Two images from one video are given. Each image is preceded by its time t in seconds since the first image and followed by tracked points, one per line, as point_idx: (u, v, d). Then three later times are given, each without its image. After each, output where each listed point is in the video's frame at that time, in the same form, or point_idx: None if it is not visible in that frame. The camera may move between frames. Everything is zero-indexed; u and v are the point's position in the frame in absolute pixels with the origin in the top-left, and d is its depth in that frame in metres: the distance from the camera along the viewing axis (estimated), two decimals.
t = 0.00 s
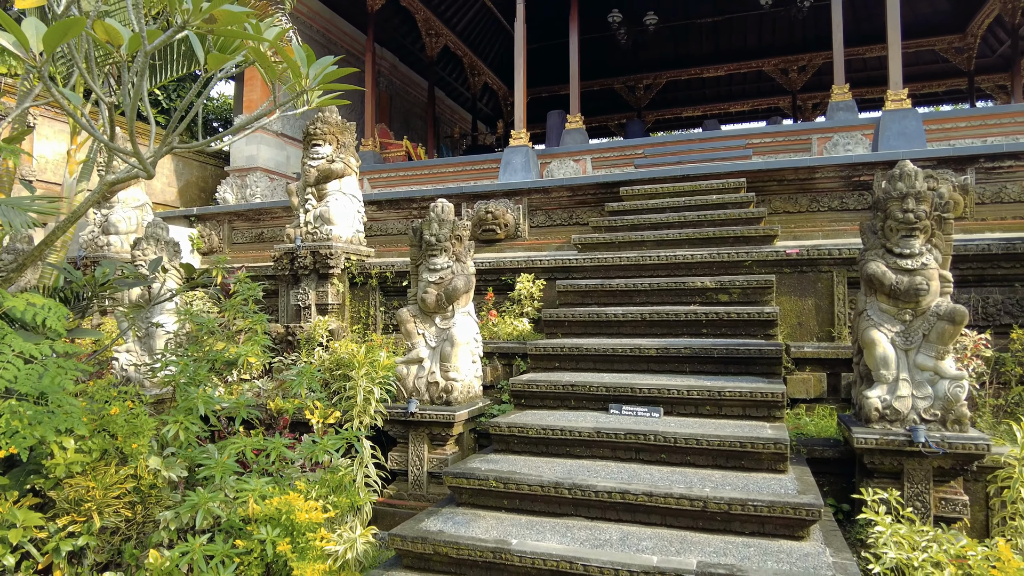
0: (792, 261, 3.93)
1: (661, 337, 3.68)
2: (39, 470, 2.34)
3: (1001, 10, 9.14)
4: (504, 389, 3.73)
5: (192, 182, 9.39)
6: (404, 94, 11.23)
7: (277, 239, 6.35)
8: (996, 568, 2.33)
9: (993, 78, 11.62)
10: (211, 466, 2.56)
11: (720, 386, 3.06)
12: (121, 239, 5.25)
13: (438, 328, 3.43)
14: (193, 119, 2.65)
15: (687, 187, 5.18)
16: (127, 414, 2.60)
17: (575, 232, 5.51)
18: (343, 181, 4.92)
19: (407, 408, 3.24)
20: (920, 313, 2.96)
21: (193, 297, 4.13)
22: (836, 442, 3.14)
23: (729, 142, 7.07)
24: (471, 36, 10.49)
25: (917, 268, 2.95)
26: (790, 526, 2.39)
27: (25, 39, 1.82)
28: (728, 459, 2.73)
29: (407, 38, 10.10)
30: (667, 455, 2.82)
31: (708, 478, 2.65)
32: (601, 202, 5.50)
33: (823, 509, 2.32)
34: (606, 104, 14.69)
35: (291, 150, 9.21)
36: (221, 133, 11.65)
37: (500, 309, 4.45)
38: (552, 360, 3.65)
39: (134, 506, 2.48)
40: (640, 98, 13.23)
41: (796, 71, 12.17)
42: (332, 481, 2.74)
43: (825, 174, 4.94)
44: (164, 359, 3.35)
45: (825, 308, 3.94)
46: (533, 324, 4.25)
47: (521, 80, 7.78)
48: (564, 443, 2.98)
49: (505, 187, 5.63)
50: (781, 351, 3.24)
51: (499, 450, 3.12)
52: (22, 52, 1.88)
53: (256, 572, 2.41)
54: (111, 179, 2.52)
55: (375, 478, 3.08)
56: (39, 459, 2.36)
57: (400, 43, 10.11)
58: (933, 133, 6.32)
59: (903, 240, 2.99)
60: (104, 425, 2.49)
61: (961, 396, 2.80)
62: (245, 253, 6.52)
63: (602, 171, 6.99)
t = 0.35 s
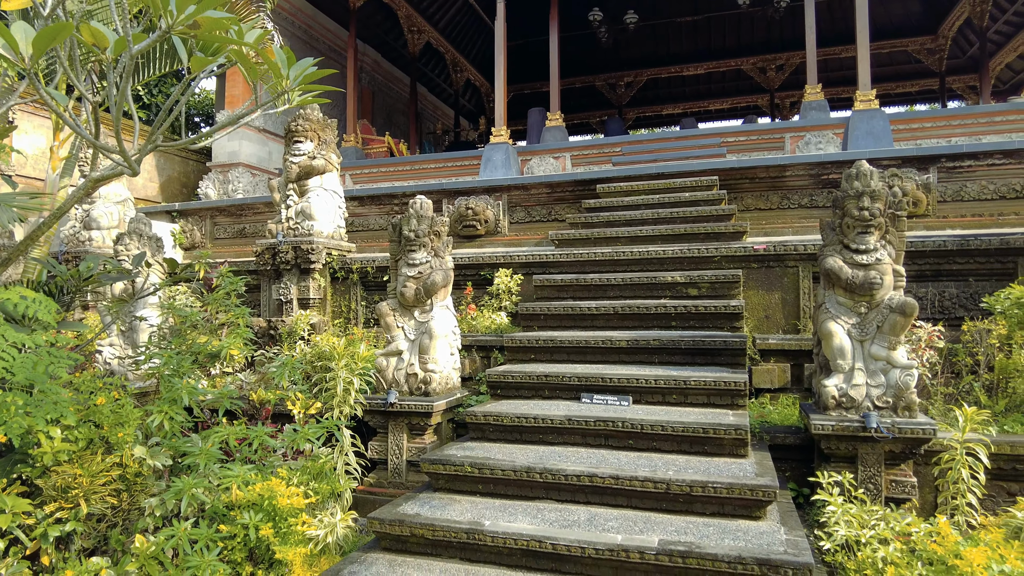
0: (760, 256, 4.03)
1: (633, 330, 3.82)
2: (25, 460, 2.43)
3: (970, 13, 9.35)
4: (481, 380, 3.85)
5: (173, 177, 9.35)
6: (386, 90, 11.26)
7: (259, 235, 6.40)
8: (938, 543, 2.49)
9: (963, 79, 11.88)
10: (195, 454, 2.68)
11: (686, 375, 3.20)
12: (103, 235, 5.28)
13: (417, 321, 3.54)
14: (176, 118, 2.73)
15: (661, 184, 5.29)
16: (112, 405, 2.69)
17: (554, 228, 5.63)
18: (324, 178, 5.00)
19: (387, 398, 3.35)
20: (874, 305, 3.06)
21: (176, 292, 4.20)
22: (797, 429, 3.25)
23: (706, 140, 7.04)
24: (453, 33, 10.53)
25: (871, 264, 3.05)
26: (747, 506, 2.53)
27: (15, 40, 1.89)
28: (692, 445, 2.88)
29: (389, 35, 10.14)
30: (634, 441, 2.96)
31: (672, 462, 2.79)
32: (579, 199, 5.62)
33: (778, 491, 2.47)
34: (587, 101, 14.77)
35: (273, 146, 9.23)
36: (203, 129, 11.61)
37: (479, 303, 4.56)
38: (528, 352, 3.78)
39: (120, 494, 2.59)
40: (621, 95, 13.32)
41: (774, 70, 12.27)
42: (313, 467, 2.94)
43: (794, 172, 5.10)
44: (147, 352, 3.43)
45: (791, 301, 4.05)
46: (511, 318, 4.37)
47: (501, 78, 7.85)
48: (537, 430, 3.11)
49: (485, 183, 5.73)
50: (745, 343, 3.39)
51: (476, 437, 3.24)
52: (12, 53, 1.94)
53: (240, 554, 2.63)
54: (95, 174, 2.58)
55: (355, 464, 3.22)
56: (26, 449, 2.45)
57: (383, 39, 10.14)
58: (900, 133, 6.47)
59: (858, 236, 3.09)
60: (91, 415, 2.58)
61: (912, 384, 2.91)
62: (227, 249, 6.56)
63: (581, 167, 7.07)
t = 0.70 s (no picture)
0: (737, 251, 4.14)
1: (613, 323, 3.93)
2: (20, 451, 2.51)
3: (950, 11, 9.46)
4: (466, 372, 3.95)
5: (160, 170, 9.32)
6: (373, 84, 11.25)
7: (246, 229, 6.43)
8: (897, 526, 2.64)
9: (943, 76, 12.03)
10: (186, 443, 2.79)
11: (663, 367, 3.31)
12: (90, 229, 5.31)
13: (402, 315, 3.62)
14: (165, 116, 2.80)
15: (643, 180, 5.35)
16: (104, 396, 2.78)
17: (538, 223, 5.72)
18: (311, 172, 5.05)
19: (373, 390, 3.44)
20: (844, 300, 3.15)
21: (164, 286, 4.26)
22: (770, 418, 3.36)
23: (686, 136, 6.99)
24: (440, 27, 10.51)
25: (840, 259, 3.15)
26: (719, 491, 2.65)
27: (7, 43, 1.97)
28: (667, 433, 2.99)
29: (376, 28, 10.13)
30: (612, 430, 3.07)
31: (647, 450, 2.91)
32: (563, 194, 5.69)
33: (747, 477, 2.60)
34: (573, 95, 14.77)
35: (260, 139, 9.22)
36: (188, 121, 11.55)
37: (465, 297, 4.65)
38: (511, 345, 3.88)
39: (112, 483, 2.69)
40: (607, 90, 13.36)
41: (758, 66, 12.51)
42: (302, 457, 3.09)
43: (774, 169, 5.21)
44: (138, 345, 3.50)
45: (768, 295, 4.16)
46: (495, 312, 4.45)
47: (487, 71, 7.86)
48: (519, 420, 3.21)
49: (471, 178, 5.80)
50: (720, 335, 3.51)
51: (459, 427, 3.34)
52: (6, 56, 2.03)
53: (230, 541, 2.77)
54: (86, 171, 2.63)
55: (342, 454, 3.35)
56: (19, 441, 2.52)
57: (370, 33, 10.13)
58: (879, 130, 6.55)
59: (828, 233, 3.18)
60: (84, 406, 2.67)
61: (877, 375, 3.01)
62: (214, 242, 6.58)
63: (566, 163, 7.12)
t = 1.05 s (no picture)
0: (714, 249, 4.26)
1: (592, 318, 4.05)
2: (14, 442, 2.60)
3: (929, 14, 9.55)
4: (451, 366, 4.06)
5: (147, 168, 9.33)
6: (362, 82, 11.30)
7: (234, 226, 6.48)
8: (857, 510, 2.76)
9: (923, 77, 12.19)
10: (176, 434, 2.90)
11: (638, 360, 3.44)
12: (78, 226, 5.35)
13: (388, 310, 3.73)
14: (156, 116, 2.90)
15: (625, 179, 5.40)
16: (95, 388, 2.88)
17: (523, 221, 5.81)
18: (298, 170, 5.15)
19: (359, 383, 3.55)
20: (811, 295, 3.25)
21: (153, 282, 4.34)
22: (743, 409, 3.48)
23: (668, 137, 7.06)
24: (428, 25, 10.56)
25: (808, 256, 3.24)
26: (688, 478, 2.78)
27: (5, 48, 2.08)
28: (641, 423, 3.12)
29: (365, 26, 10.17)
30: (589, 420, 3.19)
31: (622, 439, 3.03)
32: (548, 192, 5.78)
33: (715, 464, 2.73)
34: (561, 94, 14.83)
35: (248, 137, 9.25)
36: (176, 117, 11.54)
37: (450, 293, 4.76)
38: (494, 339, 3.99)
39: (103, 473, 2.79)
40: (594, 89, 13.45)
41: (743, 66, 12.58)
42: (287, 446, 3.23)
43: (752, 168, 5.35)
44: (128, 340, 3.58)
45: (743, 292, 4.27)
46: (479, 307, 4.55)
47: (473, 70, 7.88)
48: (500, 412, 3.33)
49: (457, 176, 5.88)
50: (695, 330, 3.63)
51: (443, 419, 3.45)
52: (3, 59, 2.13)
53: (219, 528, 2.95)
54: (77, 170, 2.72)
55: (328, 445, 3.44)
56: (12, 433, 2.60)
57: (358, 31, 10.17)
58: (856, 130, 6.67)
59: (796, 231, 3.29)
60: (76, 398, 2.77)
61: (843, 367, 3.12)
62: (202, 239, 6.63)
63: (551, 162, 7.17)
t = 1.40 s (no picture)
0: (690, 248, 4.38)
1: (571, 316, 4.15)
2: (3, 439, 2.68)
3: (908, 18, 9.67)
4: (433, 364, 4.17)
5: (134, 166, 9.33)
6: (349, 81, 11.34)
7: (221, 225, 6.53)
8: (821, 498, 2.86)
9: (903, 78, 12.37)
10: (164, 429, 3.00)
11: (614, 356, 3.54)
12: (65, 225, 5.39)
13: (371, 309, 3.82)
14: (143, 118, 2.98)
15: (606, 179, 5.45)
16: (82, 385, 2.96)
17: (508, 220, 5.90)
18: (284, 170, 5.23)
19: (343, 380, 3.65)
20: (779, 294, 3.36)
21: (140, 280, 4.41)
22: (715, 404, 3.59)
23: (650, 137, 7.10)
24: (414, 25, 10.59)
25: (777, 256, 3.34)
26: (659, 469, 2.89)
27: None
28: (615, 416, 3.23)
29: (351, 26, 10.20)
30: (566, 413, 3.30)
31: (596, 432, 3.15)
32: (531, 192, 5.87)
33: (684, 455, 2.85)
34: (548, 93, 14.90)
35: (235, 136, 9.28)
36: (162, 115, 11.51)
37: (434, 291, 4.85)
38: (476, 336, 4.06)
39: (91, 468, 2.87)
40: (580, 89, 13.54)
41: (726, 67, 12.71)
42: (272, 442, 3.37)
43: (731, 169, 5.47)
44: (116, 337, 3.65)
45: (719, 290, 4.40)
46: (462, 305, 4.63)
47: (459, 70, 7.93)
48: (480, 407, 3.42)
49: (442, 176, 5.95)
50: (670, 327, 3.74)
51: (424, 414, 3.54)
52: None
53: (205, 521, 3.06)
54: (65, 171, 2.78)
55: (313, 440, 3.58)
56: None
57: (345, 30, 10.20)
58: (833, 132, 6.78)
59: (766, 231, 3.38)
60: (63, 396, 2.85)
61: (810, 363, 3.22)
62: (189, 238, 6.67)
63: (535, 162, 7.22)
